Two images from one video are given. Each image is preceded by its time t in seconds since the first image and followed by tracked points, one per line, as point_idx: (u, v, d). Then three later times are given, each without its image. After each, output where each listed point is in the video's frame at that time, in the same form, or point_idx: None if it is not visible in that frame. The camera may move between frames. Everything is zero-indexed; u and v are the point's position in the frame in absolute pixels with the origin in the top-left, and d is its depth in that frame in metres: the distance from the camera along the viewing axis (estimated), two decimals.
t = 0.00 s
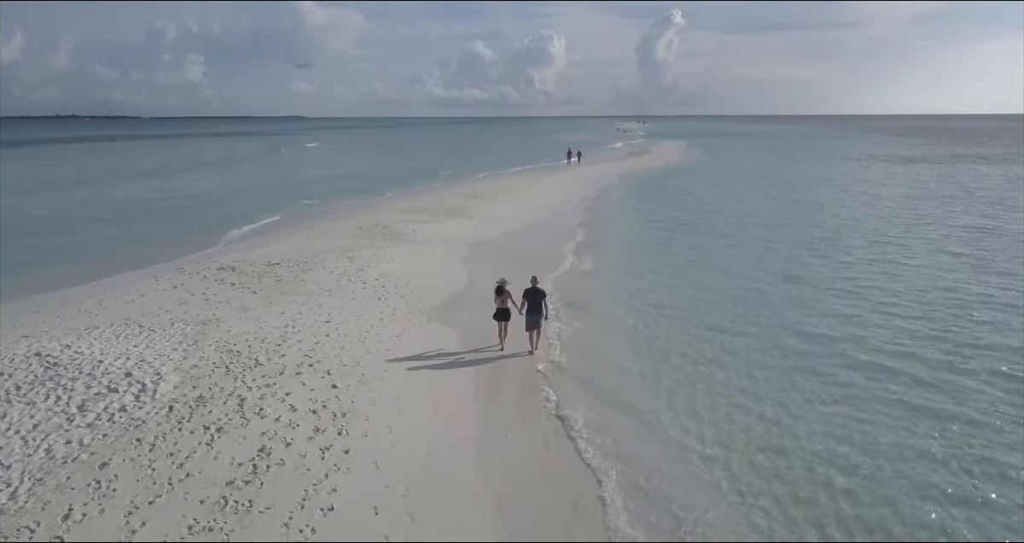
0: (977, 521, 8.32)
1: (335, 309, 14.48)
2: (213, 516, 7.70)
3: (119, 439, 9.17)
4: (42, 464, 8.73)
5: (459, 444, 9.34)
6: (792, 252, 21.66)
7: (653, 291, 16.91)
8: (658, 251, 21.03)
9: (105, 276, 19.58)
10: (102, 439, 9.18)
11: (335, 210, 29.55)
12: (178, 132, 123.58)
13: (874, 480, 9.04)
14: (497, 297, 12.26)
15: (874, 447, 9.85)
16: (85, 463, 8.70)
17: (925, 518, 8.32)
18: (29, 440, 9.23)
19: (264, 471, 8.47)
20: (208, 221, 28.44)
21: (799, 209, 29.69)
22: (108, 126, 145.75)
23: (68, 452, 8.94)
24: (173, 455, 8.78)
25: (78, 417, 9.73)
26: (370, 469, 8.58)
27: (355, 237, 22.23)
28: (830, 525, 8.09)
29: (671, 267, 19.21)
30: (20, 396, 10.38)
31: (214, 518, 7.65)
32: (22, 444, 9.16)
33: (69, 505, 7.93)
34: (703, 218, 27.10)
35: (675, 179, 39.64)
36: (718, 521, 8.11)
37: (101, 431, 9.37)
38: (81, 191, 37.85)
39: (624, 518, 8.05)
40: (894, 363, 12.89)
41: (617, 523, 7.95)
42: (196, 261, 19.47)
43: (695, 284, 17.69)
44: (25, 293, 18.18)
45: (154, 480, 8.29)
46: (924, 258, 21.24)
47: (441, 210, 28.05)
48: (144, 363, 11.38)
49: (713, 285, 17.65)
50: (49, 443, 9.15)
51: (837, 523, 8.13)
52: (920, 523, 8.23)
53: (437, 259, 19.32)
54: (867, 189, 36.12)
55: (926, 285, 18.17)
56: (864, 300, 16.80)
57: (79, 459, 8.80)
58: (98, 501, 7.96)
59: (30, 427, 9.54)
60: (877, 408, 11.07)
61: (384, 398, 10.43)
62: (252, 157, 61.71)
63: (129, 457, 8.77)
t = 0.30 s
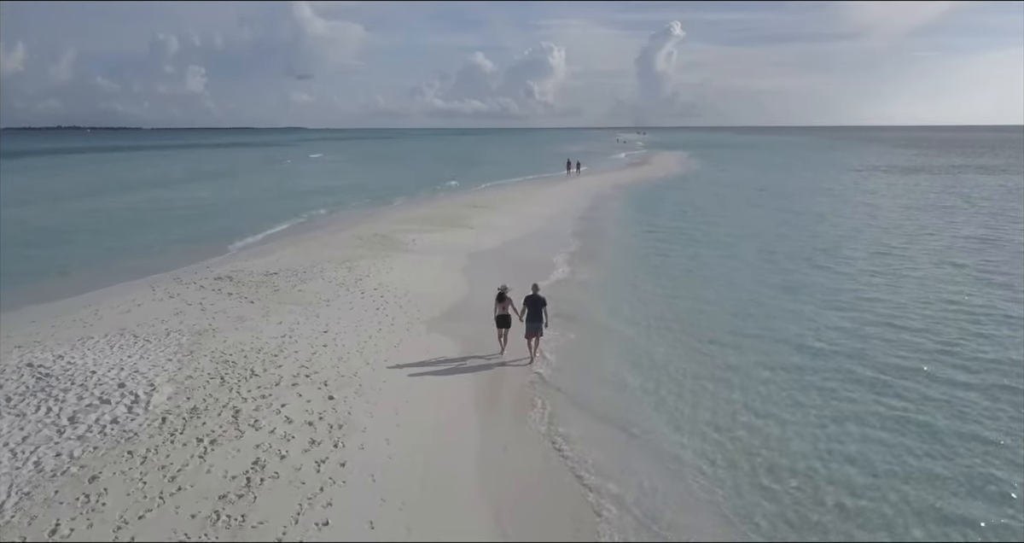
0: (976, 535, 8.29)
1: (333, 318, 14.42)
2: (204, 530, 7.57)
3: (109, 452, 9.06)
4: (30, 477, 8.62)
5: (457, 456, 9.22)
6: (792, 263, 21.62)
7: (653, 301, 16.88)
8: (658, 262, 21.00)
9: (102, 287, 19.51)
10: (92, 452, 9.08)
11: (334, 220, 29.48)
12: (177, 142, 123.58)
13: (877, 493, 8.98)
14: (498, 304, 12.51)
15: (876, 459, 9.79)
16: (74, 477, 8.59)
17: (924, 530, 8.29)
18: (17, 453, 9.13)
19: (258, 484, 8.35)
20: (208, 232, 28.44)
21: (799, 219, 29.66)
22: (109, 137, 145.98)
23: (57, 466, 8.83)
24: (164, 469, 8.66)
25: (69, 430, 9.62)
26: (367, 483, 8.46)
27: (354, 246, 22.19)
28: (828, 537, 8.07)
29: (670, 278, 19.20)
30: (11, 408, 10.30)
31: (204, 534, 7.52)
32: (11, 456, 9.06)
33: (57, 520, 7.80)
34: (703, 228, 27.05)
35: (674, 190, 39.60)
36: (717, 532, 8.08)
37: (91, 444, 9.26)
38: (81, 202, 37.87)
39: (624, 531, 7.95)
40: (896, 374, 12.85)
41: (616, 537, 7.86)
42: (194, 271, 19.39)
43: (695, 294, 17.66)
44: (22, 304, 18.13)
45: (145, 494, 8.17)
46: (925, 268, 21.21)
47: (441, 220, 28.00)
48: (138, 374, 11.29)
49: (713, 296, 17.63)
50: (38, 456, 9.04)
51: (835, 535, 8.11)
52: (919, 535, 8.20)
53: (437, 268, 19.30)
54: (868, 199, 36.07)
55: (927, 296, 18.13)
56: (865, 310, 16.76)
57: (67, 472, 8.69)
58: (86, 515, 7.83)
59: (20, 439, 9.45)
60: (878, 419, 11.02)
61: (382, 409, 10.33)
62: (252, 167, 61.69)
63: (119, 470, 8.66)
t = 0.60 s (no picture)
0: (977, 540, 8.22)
1: (330, 328, 14.35)
2: None
3: (100, 465, 8.96)
4: (19, 490, 8.50)
5: (455, 468, 9.11)
6: (792, 273, 21.58)
7: (653, 310, 16.89)
8: (658, 272, 20.96)
9: (98, 297, 19.40)
10: (83, 465, 8.97)
11: (332, 231, 29.38)
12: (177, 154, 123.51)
13: (878, 499, 8.96)
14: (500, 310, 12.73)
15: (878, 465, 9.78)
16: (63, 490, 8.47)
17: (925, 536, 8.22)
18: (6, 466, 9.02)
19: (251, 498, 8.22)
20: (206, 242, 28.41)
21: (799, 230, 29.60)
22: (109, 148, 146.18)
23: (46, 479, 8.72)
24: (156, 482, 8.55)
25: (60, 442, 9.52)
26: (363, 497, 8.33)
27: (353, 257, 22.11)
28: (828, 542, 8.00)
29: (670, 287, 19.17)
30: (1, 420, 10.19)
31: None
32: None
33: (45, 534, 7.67)
34: (703, 239, 27.00)
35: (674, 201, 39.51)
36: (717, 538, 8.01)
37: (82, 457, 9.15)
38: (79, 212, 37.81)
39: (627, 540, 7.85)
40: (897, 383, 12.85)
41: None
42: (191, 280, 19.30)
43: (695, 304, 17.65)
44: (17, 314, 18.00)
45: (135, 509, 8.04)
46: (924, 278, 21.24)
47: (440, 230, 27.92)
48: (131, 386, 11.20)
49: (713, 305, 17.65)
50: (27, 469, 8.93)
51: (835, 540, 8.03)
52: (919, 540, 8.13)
53: (435, 278, 19.25)
54: (868, 210, 36.00)
55: (926, 306, 18.15)
56: (865, 320, 16.78)
57: (56, 486, 8.57)
58: (75, 530, 7.70)
59: (9, 452, 9.34)
60: (880, 427, 11.02)
61: (379, 421, 10.23)
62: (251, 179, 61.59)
63: (110, 484, 8.54)
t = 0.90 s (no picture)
0: None
1: (327, 340, 14.26)
2: None
3: (89, 481, 8.82)
4: (5, 507, 8.36)
5: (454, 481, 8.98)
6: (793, 285, 21.52)
7: (653, 322, 16.86)
8: (658, 284, 20.92)
9: (95, 309, 19.32)
10: (71, 481, 8.83)
11: (332, 243, 29.30)
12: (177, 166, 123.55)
13: (878, 511, 8.89)
14: (500, 318, 12.98)
15: (878, 477, 9.70)
16: (50, 507, 8.33)
17: None
18: None
19: (243, 514, 8.07)
20: (205, 254, 28.37)
21: (799, 242, 29.53)
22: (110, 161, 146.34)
23: (33, 495, 8.57)
24: (145, 498, 8.40)
25: (49, 458, 9.39)
26: (358, 512, 8.18)
27: (351, 268, 22.06)
28: None
29: (670, 299, 19.13)
30: None
31: None
32: None
33: None
34: (703, 251, 26.93)
35: (674, 213, 39.44)
36: None
37: (71, 472, 9.02)
38: (79, 224, 37.86)
39: None
40: (897, 393, 12.77)
41: None
42: (188, 292, 19.23)
43: (696, 316, 17.60)
44: (13, 325, 17.91)
45: (124, 525, 7.89)
46: (924, 290, 21.16)
47: (439, 242, 27.85)
48: (123, 400, 11.09)
49: (713, 317, 17.60)
50: (14, 484, 8.80)
51: None
52: None
53: (434, 289, 19.21)
54: (869, 222, 35.93)
55: (926, 317, 18.07)
56: (866, 331, 16.71)
57: (43, 502, 8.43)
58: None
59: None
60: (881, 437, 10.96)
61: (376, 434, 10.11)
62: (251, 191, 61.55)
63: (98, 500, 8.39)
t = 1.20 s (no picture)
0: None
1: (325, 353, 14.19)
2: None
3: (79, 498, 8.69)
4: None
5: (453, 498, 8.86)
6: (793, 297, 21.46)
7: (653, 334, 16.81)
8: (657, 296, 20.87)
9: (91, 321, 19.21)
10: (61, 498, 8.70)
11: (330, 254, 29.20)
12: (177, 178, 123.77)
13: (882, 529, 8.81)
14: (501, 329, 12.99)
15: (880, 492, 9.65)
16: (39, 524, 8.19)
17: None
18: None
19: (236, 532, 7.94)
20: (204, 266, 28.31)
21: (800, 255, 29.46)
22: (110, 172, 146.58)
23: (21, 512, 8.44)
24: (137, 516, 8.27)
25: (38, 474, 9.26)
26: (354, 530, 8.04)
27: (350, 280, 22.00)
28: None
29: (670, 311, 19.08)
30: None
31: None
32: None
33: None
34: (704, 263, 26.86)
35: (674, 225, 39.33)
36: None
37: (60, 489, 8.89)
38: (78, 236, 37.80)
39: None
40: (899, 408, 12.72)
41: None
42: (185, 304, 19.15)
43: (696, 328, 17.54)
44: (8, 337, 17.81)
45: None
46: (924, 302, 21.14)
47: (439, 254, 27.79)
48: (116, 415, 10.99)
49: (713, 329, 17.55)
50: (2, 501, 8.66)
51: None
52: None
53: (433, 301, 19.15)
54: (869, 234, 35.86)
55: (927, 330, 18.03)
56: (866, 344, 16.66)
57: (32, 520, 8.30)
58: None
59: None
60: (883, 453, 10.89)
61: (373, 449, 10.00)
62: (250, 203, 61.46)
63: (88, 518, 8.26)
